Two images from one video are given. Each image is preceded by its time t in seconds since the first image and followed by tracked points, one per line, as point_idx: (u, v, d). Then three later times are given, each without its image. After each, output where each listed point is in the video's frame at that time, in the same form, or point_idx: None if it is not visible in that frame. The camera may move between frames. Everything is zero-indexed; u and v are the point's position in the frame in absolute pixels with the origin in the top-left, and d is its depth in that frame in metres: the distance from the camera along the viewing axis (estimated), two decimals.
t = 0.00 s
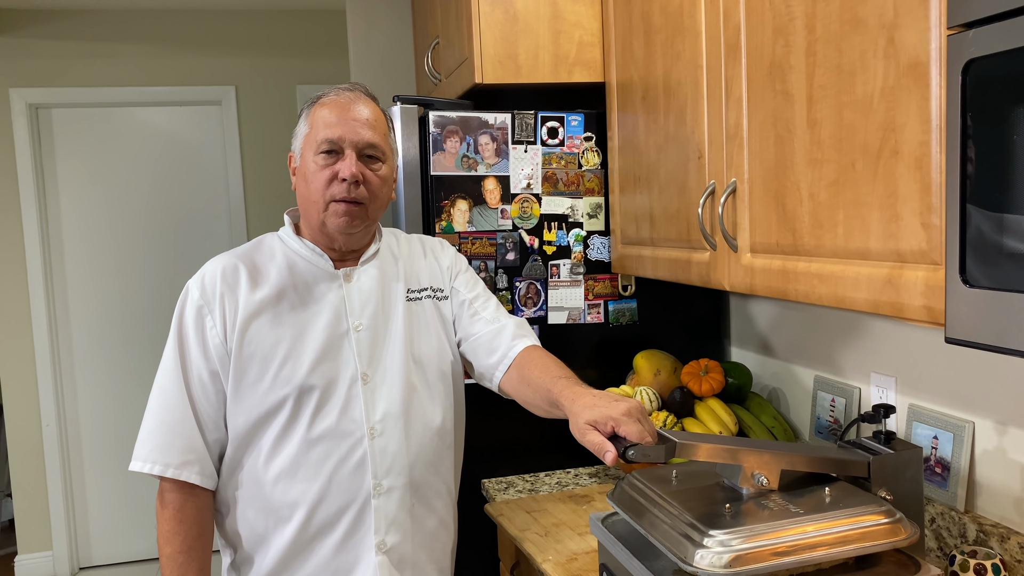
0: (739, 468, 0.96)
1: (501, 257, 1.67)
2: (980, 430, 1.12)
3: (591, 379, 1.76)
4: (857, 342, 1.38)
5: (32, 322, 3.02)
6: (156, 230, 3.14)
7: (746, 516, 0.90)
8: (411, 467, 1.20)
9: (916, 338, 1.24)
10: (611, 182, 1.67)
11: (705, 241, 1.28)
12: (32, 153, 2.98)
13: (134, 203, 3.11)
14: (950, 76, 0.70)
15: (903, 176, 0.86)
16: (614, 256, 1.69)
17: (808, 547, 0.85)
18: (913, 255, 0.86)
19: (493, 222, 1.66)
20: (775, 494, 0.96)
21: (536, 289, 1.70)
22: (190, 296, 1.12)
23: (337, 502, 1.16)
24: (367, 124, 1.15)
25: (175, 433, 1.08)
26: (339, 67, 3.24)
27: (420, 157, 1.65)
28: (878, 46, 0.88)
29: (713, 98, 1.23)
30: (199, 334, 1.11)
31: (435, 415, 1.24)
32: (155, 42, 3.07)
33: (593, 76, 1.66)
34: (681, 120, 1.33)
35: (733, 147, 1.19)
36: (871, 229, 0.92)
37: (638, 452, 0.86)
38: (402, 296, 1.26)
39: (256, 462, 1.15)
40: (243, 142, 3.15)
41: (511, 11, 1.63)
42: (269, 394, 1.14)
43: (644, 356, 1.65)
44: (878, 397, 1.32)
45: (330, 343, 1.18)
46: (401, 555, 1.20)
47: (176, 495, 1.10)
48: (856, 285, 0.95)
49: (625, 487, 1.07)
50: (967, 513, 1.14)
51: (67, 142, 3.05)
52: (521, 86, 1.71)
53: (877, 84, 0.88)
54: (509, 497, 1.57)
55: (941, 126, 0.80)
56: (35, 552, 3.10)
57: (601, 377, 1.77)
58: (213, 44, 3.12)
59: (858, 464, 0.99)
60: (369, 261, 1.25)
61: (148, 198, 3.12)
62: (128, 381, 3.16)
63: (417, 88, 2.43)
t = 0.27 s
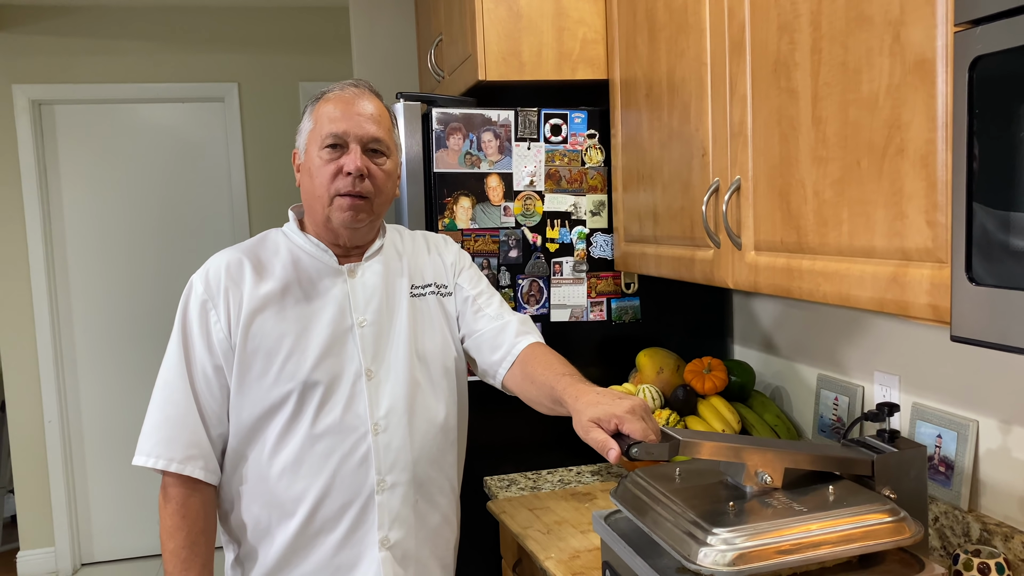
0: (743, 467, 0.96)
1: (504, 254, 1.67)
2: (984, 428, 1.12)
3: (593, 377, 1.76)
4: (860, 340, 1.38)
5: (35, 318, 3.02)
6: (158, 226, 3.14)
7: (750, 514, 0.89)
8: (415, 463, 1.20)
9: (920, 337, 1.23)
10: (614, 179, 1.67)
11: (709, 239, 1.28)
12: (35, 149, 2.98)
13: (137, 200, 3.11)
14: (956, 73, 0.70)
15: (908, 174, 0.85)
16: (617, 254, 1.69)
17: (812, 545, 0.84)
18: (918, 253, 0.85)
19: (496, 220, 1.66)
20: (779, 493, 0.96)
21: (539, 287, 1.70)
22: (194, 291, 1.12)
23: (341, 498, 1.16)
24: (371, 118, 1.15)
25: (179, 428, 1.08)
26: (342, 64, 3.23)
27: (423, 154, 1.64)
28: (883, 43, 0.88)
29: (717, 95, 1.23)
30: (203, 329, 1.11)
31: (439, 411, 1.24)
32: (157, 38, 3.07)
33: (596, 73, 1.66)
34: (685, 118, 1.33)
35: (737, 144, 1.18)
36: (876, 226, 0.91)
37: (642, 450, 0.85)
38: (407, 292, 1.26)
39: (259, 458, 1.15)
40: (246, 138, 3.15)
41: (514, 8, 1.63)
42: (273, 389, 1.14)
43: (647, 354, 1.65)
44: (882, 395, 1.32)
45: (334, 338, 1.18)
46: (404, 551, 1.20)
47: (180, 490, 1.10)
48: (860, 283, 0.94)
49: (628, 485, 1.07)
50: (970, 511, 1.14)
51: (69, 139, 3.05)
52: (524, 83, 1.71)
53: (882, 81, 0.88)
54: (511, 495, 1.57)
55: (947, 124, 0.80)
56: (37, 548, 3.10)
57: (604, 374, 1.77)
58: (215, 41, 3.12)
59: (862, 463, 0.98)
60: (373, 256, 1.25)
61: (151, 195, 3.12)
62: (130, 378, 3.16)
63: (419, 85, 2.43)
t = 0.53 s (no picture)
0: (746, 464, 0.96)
1: (506, 251, 1.66)
2: (988, 426, 1.11)
3: (595, 374, 1.75)
4: (864, 338, 1.37)
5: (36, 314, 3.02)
6: (159, 222, 3.13)
7: (753, 511, 0.89)
8: (416, 460, 1.20)
9: (924, 334, 1.23)
10: (617, 176, 1.66)
11: (712, 235, 1.27)
12: (36, 145, 2.97)
13: (138, 196, 3.11)
14: (963, 67, 0.69)
15: (914, 170, 0.85)
16: (619, 251, 1.68)
17: (815, 543, 0.84)
18: (923, 249, 0.85)
19: (498, 216, 1.65)
20: (782, 490, 0.95)
21: (541, 284, 1.69)
22: (195, 287, 1.12)
23: (343, 495, 1.16)
24: (377, 113, 1.15)
25: (174, 424, 1.08)
26: (343, 60, 3.23)
27: (424, 150, 1.64)
28: (889, 37, 0.87)
29: (721, 91, 1.22)
30: (203, 326, 1.11)
31: (441, 407, 1.24)
32: (158, 34, 3.06)
33: (599, 69, 1.65)
34: (688, 113, 1.32)
35: (741, 140, 1.18)
36: (881, 223, 0.91)
37: (645, 447, 0.85)
38: (409, 289, 1.25)
39: (261, 454, 1.14)
40: (247, 134, 3.15)
41: (517, 3, 1.62)
42: (275, 386, 1.13)
43: (649, 351, 1.65)
44: (885, 393, 1.31)
45: (336, 335, 1.17)
46: (405, 548, 1.19)
47: (172, 484, 1.11)
48: (865, 280, 0.94)
49: (630, 482, 1.06)
50: (974, 510, 1.13)
51: (70, 135, 3.04)
52: (527, 79, 1.70)
53: (888, 76, 0.87)
54: (512, 492, 1.57)
55: (954, 119, 0.79)
56: (38, 544, 3.10)
57: (605, 371, 1.76)
58: (217, 37, 3.11)
59: (866, 460, 0.98)
60: (377, 252, 1.24)
61: (152, 191, 3.12)
62: (131, 374, 3.16)
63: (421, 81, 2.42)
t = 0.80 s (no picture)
0: (749, 461, 0.96)
1: (508, 248, 1.66)
2: (993, 424, 1.10)
3: (597, 371, 1.75)
4: (867, 335, 1.36)
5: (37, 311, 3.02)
6: (161, 219, 3.13)
7: (756, 509, 0.89)
8: (416, 456, 1.20)
9: (928, 332, 1.22)
10: (619, 172, 1.65)
11: (715, 232, 1.27)
12: (37, 141, 2.97)
13: (139, 192, 3.10)
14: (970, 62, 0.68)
15: (919, 166, 0.84)
16: (622, 248, 1.68)
17: (818, 542, 0.84)
18: (929, 246, 0.84)
19: (500, 213, 1.65)
20: (785, 488, 0.95)
21: (543, 281, 1.69)
22: (195, 282, 1.12)
23: (342, 490, 1.15)
24: (378, 111, 1.14)
25: (178, 417, 1.06)
26: (345, 57, 3.22)
27: (426, 146, 1.63)
28: (895, 32, 0.86)
29: (724, 87, 1.22)
30: (202, 320, 1.10)
31: (442, 404, 1.23)
32: (160, 30, 3.05)
33: (602, 65, 1.64)
34: (691, 109, 1.32)
35: (744, 136, 1.17)
36: (885, 219, 0.90)
37: (648, 444, 0.85)
38: (410, 284, 1.25)
39: (260, 450, 1.14)
40: (248, 131, 3.14)
41: None
42: (274, 381, 1.13)
43: (651, 349, 1.64)
44: (889, 390, 1.31)
45: (336, 330, 1.17)
46: (405, 545, 1.19)
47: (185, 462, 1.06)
48: (870, 277, 0.93)
49: (632, 479, 1.06)
50: (978, 508, 1.13)
51: (71, 131, 3.04)
52: (529, 75, 1.70)
53: (893, 72, 0.87)
54: (514, 489, 1.57)
55: (960, 115, 0.78)
56: (39, 540, 3.10)
57: (607, 369, 1.76)
58: (218, 33, 3.10)
59: (869, 458, 0.98)
60: (377, 249, 1.24)
61: (153, 188, 3.11)
62: (133, 371, 3.16)
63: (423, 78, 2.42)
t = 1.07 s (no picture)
0: (750, 460, 0.95)
1: (508, 246, 1.66)
2: (994, 423, 1.10)
3: (597, 370, 1.75)
4: (867, 333, 1.36)
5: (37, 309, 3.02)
6: (161, 217, 3.13)
7: (757, 508, 0.88)
8: (419, 454, 1.19)
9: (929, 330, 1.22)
10: (620, 171, 1.65)
11: (717, 230, 1.26)
12: (37, 139, 2.97)
13: (139, 190, 3.10)
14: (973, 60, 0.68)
15: (922, 163, 0.84)
16: (623, 246, 1.67)
17: (819, 540, 0.83)
18: (931, 244, 0.84)
19: (501, 211, 1.64)
20: (786, 487, 0.95)
21: (544, 279, 1.69)
22: (203, 275, 1.11)
23: (345, 487, 1.15)
24: (369, 102, 1.14)
25: (195, 410, 1.05)
26: (345, 54, 3.22)
27: (427, 144, 1.63)
28: (897, 30, 0.86)
29: (726, 85, 1.21)
30: (211, 313, 1.10)
31: (445, 401, 1.23)
32: (161, 28, 3.05)
33: (603, 63, 1.64)
34: (693, 107, 1.31)
35: (746, 134, 1.17)
36: (888, 217, 0.90)
37: (648, 441, 0.85)
38: (414, 284, 1.25)
39: (263, 446, 1.14)
40: (249, 129, 3.14)
41: None
42: (278, 376, 1.13)
43: (652, 347, 1.64)
44: (890, 389, 1.30)
45: (342, 326, 1.16)
46: (406, 543, 1.19)
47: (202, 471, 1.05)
48: (871, 275, 0.93)
49: (633, 477, 1.06)
50: (979, 507, 1.12)
51: (72, 128, 3.04)
52: (531, 72, 1.69)
53: (896, 70, 0.86)
54: (514, 487, 1.57)
55: (962, 112, 0.78)
56: (40, 538, 3.10)
57: (608, 367, 1.76)
58: (219, 31, 3.10)
59: (870, 457, 0.97)
60: (381, 247, 1.24)
61: (153, 185, 3.11)
62: (133, 369, 3.16)
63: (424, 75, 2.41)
